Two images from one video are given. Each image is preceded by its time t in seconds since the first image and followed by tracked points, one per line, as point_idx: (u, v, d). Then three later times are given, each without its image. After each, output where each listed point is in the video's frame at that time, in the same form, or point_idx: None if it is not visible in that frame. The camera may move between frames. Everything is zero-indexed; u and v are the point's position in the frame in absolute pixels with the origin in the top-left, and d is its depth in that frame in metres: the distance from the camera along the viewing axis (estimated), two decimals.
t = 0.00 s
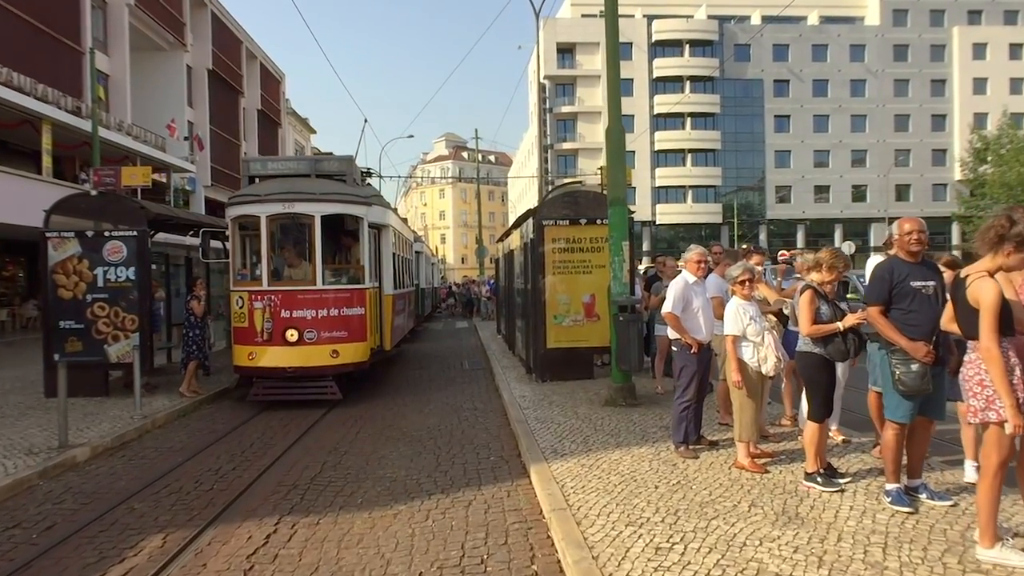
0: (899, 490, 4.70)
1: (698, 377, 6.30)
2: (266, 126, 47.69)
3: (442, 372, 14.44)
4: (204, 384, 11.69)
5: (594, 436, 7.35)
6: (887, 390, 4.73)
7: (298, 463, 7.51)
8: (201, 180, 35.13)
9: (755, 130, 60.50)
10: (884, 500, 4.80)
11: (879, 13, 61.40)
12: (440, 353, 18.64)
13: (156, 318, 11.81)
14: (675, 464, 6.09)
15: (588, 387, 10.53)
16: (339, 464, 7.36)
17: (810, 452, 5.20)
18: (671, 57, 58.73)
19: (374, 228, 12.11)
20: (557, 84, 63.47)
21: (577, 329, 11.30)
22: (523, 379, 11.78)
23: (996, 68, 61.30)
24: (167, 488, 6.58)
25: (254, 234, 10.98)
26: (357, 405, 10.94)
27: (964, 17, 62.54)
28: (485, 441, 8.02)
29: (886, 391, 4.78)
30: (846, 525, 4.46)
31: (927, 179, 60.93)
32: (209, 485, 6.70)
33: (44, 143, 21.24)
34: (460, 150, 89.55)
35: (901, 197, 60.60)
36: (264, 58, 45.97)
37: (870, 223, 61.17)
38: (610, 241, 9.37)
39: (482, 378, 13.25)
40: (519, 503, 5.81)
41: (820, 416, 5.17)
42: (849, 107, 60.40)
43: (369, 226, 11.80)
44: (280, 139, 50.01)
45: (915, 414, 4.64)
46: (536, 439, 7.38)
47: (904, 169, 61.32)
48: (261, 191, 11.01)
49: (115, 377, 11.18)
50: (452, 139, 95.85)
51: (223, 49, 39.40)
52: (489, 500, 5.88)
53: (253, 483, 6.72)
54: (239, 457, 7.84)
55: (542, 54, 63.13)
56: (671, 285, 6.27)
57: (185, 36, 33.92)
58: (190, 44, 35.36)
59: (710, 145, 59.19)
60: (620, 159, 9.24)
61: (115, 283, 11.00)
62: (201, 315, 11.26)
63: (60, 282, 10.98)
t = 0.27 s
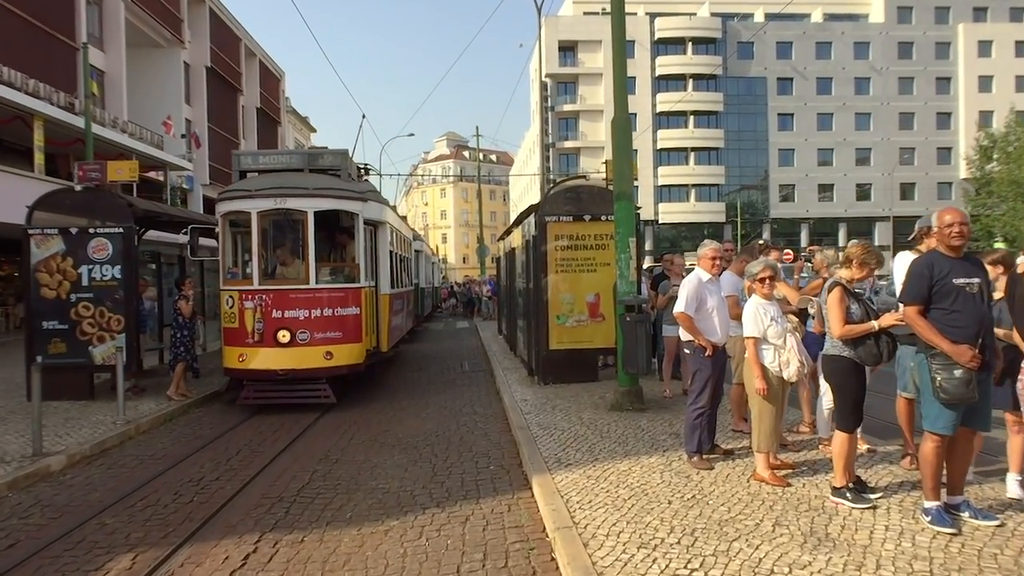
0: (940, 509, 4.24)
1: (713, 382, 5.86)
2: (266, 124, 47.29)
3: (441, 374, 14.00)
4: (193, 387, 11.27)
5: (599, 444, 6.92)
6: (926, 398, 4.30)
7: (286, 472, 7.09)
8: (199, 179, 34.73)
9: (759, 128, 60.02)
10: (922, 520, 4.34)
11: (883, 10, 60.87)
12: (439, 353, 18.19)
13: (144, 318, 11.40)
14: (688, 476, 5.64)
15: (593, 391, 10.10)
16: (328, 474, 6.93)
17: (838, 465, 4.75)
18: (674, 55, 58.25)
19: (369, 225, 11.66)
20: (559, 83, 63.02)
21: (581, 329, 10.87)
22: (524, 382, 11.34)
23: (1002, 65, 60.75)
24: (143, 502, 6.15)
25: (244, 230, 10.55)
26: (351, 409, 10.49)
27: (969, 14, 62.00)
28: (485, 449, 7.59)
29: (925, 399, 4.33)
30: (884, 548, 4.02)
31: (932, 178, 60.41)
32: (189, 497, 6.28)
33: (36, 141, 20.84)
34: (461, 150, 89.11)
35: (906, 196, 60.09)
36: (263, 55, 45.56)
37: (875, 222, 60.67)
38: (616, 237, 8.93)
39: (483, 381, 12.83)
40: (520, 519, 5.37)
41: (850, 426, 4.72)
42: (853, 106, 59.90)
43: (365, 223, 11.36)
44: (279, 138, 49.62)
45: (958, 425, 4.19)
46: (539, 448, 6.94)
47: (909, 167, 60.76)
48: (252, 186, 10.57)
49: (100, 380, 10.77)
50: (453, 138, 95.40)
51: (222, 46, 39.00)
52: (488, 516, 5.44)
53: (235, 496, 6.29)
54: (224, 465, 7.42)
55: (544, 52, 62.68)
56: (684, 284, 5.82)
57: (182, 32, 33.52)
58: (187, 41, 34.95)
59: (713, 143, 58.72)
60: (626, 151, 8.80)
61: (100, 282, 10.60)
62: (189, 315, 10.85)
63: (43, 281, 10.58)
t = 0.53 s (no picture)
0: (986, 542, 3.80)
1: (728, 395, 5.42)
2: (265, 124, 46.90)
3: (440, 380, 13.55)
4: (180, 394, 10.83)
5: (605, 459, 6.47)
6: (972, 418, 3.86)
7: (270, 489, 6.64)
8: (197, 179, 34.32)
9: (762, 128, 59.53)
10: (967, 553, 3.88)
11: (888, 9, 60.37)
12: (438, 357, 17.74)
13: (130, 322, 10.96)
14: (702, 497, 5.20)
15: (597, 399, 9.66)
16: (316, 491, 6.49)
17: (869, 490, 4.29)
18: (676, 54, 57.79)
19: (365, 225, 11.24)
20: (561, 82, 62.58)
21: (584, 334, 10.44)
22: (525, 389, 10.89)
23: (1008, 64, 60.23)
24: (114, 523, 5.71)
25: (233, 231, 10.13)
26: (345, 417, 10.05)
27: (974, 12, 61.49)
28: (483, 463, 7.15)
29: (970, 418, 3.88)
30: None
31: (938, 177, 59.91)
32: (165, 518, 5.83)
33: (28, 140, 20.43)
34: (463, 150, 88.69)
35: (911, 196, 59.58)
36: (262, 55, 45.17)
37: (879, 222, 60.16)
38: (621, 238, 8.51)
39: (483, 387, 12.38)
40: (520, 546, 4.92)
41: (883, 447, 4.28)
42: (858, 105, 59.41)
43: (359, 223, 10.93)
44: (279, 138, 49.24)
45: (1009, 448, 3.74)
46: (540, 463, 6.51)
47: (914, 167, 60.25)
48: (241, 185, 10.13)
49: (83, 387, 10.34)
50: (455, 139, 94.95)
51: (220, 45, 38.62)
52: (485, 542, 4.99)
53: (213, 516, 5.85)
54: (205, 479, 6.98)
55: (545, 52, 62.24)
56: (697, 289, 5.35)
57: (179, 31, 33.12)
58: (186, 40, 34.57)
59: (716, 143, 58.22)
60: (632, 147, 8.36)
61: (83, 285, 10.16)
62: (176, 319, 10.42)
63: (24, 284, 10.15)
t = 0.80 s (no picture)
0: None
1: (751, 405, 5.00)
2: (267, 122, 46.54)
3: (442, 383, 13.13)
4: (171, 398, 10.43)
5: (617, 472, 6.04)
6: None
7: (259, 502, 6.22)
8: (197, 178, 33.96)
9: (768, 126, 58.98)
10: None
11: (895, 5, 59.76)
12: (440, 358, 17.32)
13: (120, 323, 10.56)
14: (724, 517, 4.77)
15: (607, 404, 9.24)
16: (307, 506, 6.06)
17: (915, 512, 3.87)
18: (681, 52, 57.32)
19: (363, 223, 10.82)
20: (564, 80, 62.13)
21: (592, 337, 10.02)
22: (530, 392, 10.46)
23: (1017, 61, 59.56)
24: (89, 542, 5.29)
25: (226, 228, 9.71)
26: (342, 423, 9.64)
27: (984, 9, 60.81)
28: (485, 476, 6.72)
29: None
30: None
31: (946, 176, 59.30)
32: (143, 537, 5.41)
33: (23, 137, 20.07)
34: (466, 149, 88.29)
35: (919, 195, 58.99)
36: (264, 53, 44.82)
37: (887, 221, 59.58)
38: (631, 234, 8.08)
39: (486, 390, 11.96)
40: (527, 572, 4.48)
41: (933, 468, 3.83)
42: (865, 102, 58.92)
43: (358, 220, 10.50)
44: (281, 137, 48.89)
45: None
46: (547, 475, 6.08)
47: (922, 165, 59.66)
48: (234, 180, 9.70)
49: (71, 391, 9.94)
50: (458, 138, 94.63)
51: (221, 43, 38.28)
52: (488, 567, 4.55)
53: (195, 534, 5.44)
54: (191, 491, 6.57)
55: (549, 50, 61.81)
56: (718, 289, 4.91)
57: (180, 28, 32.77)
58: (186, 37, 34.22)
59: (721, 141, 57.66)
60: (642, 139, 7.94)
61: (71, 285, 9.76)
62: (167, 320, 10.01)
63: (9, 283, 9.75)
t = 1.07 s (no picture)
0: None
1: (786, 417, 4.56)
2: (274, 123, 46.31)
3: (449, 387, 12.70)
4: (168, 403, 10.05)
5: (637, 487, 5.61)
6: None
7: (253, 518, 5.83)
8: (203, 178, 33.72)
9: (778, 125, 58.32)
10: None
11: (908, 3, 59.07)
12: (447, 361, 16.90)
13: (115, 325, 10.20)
14: (757, 541, 4.34)
15: (622, 411, 8.81)
16: (303, 523, 5.66)
17: (981, 543, 3.44)
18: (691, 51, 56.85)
19: (367, 221, 10.42)
20: (573, 80, 61.71)
21: (606, 340, 9.58)
22: (541, 398, 10.03)
23: None
24: (66, 563, 4.90)
25: (224, 226, 9.32)
26: (345, 429, 9.23)
27: (998, 6, 60.05)
28: (494, 490, 6.30)
29: None
30: None
31: (960, 175, 58.55)
32: (125, 558, 5.01)
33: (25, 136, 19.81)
34: (474, 149, 88.00)
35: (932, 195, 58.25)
36: (271, 52, 44.60)
37: (899, 221, 58.87)
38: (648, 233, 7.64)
39: (495, 395, 11.55)
40: None
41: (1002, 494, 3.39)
42: (877, 101, 58.25)
43: (361, 219, 10.09)
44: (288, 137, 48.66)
45: None
46: (560, 491, 5.66)
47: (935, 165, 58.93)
48: (232, 177, 9.31)
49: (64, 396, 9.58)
50: (466, 138, 94.36)
51: (228, 42, 38.04)
52: None
53: (181, 555, 5.04)
54: (180, 505, 6.17)
55: (558, 49, 61.45)
56: (752, 289, 4.46)
57: (186, 27, 32.54)
58: (192, 36, 33.97)
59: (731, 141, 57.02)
60: (661, 132, 7.51)
61: (63, 285, 9.39)
62: (162, 323, 9.64)
63: None
